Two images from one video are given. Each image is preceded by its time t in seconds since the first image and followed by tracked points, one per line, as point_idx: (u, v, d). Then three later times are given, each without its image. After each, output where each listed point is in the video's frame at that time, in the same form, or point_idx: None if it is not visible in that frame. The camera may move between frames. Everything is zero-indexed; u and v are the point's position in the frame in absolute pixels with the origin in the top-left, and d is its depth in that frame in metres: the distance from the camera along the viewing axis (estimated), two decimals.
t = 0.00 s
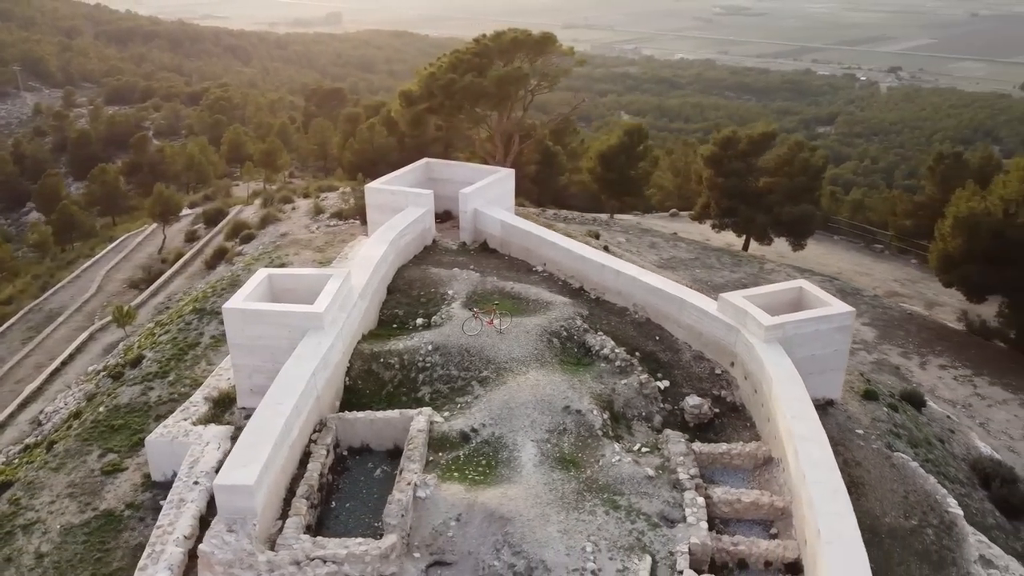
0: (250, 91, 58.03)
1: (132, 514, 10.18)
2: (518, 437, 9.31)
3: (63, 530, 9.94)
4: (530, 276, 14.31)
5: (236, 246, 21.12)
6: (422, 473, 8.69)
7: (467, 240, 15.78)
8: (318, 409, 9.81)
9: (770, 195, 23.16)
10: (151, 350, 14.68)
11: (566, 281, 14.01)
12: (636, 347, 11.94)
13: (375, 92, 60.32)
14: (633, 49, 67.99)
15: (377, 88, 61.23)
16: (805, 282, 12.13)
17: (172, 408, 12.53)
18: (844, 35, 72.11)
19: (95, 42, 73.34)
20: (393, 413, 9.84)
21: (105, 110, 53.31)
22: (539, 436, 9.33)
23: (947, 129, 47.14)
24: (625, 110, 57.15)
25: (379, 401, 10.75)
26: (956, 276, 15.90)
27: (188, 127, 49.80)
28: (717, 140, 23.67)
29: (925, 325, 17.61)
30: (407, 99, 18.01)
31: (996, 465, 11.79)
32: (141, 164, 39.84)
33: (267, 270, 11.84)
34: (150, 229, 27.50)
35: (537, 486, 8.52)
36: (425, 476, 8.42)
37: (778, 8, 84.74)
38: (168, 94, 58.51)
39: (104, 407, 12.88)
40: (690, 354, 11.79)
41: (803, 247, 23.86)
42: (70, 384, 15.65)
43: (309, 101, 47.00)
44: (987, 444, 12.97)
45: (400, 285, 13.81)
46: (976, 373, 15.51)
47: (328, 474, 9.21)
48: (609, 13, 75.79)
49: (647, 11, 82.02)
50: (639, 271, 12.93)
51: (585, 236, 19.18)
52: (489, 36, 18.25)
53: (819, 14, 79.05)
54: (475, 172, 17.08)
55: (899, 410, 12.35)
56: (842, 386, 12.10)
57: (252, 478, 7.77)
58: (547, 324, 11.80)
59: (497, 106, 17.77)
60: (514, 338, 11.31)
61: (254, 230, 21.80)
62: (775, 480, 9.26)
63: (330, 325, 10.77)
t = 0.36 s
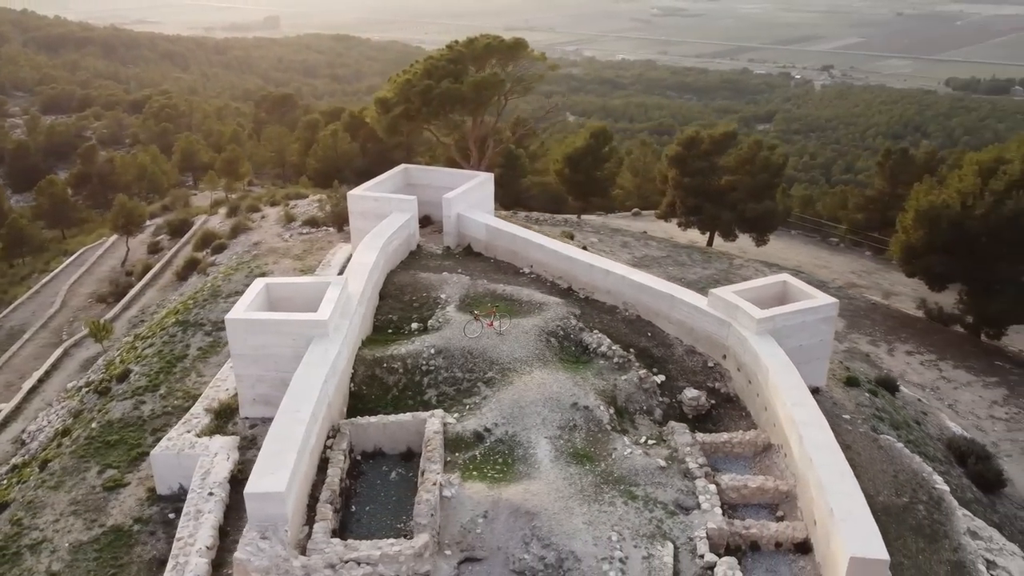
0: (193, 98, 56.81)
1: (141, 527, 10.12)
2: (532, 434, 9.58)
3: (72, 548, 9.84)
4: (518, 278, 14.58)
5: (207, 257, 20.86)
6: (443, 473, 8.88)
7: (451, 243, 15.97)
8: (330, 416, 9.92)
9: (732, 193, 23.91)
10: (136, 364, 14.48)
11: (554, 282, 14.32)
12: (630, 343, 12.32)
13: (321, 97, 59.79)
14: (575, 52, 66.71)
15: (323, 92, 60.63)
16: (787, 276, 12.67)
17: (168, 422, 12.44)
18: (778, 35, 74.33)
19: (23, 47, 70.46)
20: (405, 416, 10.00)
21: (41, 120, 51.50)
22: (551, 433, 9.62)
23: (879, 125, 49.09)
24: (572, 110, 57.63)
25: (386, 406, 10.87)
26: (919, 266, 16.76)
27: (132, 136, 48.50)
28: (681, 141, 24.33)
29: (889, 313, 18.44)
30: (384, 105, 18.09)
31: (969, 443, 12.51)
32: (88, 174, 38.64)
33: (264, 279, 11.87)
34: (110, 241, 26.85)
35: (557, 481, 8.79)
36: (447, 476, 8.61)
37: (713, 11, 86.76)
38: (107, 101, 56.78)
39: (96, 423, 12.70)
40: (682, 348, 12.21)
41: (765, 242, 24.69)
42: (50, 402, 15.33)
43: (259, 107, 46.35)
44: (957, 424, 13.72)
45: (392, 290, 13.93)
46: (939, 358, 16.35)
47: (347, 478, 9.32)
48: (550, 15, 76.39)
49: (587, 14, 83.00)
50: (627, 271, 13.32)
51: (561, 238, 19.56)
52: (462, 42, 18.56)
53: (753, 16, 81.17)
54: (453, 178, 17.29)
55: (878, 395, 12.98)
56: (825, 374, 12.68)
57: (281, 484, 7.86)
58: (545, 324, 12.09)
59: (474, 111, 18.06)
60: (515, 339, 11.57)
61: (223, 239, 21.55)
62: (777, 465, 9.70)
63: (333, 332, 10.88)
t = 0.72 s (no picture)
0: (133, 104, 55.27)
1: (153, 542, 10.04)
2: (545, 431, 9.83)
3: (84, 565, 9.72)
4: (507, 280, 14.81)
5: (178, 269, 20.55)
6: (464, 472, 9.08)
7: (435, 248, 16.13)
8: (342, 422, 10.01)
9: (696, 192, 24.59)
10: (123, 378, 14.25)
11: (543, 283, 14.60)
12: (624, 340, 12.68)
13: (265, 103, 58.96)
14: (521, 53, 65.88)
15: (267, 98, 59.74)
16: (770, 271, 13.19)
17: (165, 436, 12.32)
18: (714, 36, 76.10)
19: None
20: (417, 419, 10.16)
21: None
22: (563, 429, 9.89)
23: (815, 121, 50.79)
24: (521, 112, 57.82)
25: (393, 410, 10.99)
26: (884, 258, 17.58)
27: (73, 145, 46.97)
28: (646, 141, 24.88)
29: (854, 303, 19.23)
30: (362, 111, 18.16)
31: (944, 424, 13.21)
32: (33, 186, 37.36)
33: (262, 289, 11.87)
34: (68, 254, 26.11)
35: (575, 475, 9.06)
36: (471, 475, 8.81)
37: (651, 13, 88.30)
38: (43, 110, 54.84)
39: (89, 439, 12.49)
40: (673, 344, 12.62)
41: (729, 238, 25.41)
42: (31, 421, 14.97)
43: (207, 113, 45.52)
44: (929, 406, 14.46)
45: (383, 296, 14.03)
46: (906, 344, 17.15)
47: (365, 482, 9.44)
48: (492, 17, 76.72)
49: (529, 15, 83.38)
50: (615, 270, 13.67)
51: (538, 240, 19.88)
52: (434, 49, 18.76)
53: (693, 17, 82.65)
54: (433, 184, 17.44)
55: (857, 382, 13.61)
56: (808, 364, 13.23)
57: (311, 490, 7.96)
58: (542, 324, 12.35)
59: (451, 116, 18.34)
60: (515, 339, 11.81)
61: (193, 250, 21.24)
62: (777, 451, 10.14)
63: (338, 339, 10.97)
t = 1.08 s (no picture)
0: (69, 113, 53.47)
1: (166, 556, 9.96)
2: (557, 429, 10.10)
3: None
4: (496, 283, 15.02)
5: (149, 281, 20.16)
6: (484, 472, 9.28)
7: (420, 253, 16.25)
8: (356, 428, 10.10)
9: (661, 191, 25.18)
10: (111, 394, 13.99)
11: (532, 285, 14.85)
12: (618, 337, 13.03)
13: (207, 109, 57.58)
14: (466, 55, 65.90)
15: (209, 103, 58.31)
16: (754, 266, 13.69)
17: (164, 450, 12.17)
18: (654, 36, 77.28)
19: None
20: (430, 422, 10.31)
21: None
22: (574, 426, 10.17)
23: (754, 119, 52.11)
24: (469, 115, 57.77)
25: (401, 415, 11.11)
26: (851, 251, 18.34)
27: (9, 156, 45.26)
28: (612, 143, 25.28)
29: (821, 296, 19.98)
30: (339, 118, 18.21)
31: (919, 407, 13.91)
32: None
33: (261, 299, 11.85)
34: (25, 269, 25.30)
35: (592, 470, 9.35)
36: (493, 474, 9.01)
37: (589, 14, 89.08)
38: None
39: (83, 457, 12.26)
40: (666, 340, 13.01)
41: (694, 236, 26.07)
42: (13, 442, 14.58)
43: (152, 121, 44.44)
44: (902, 391, 15.19)
45: (375, 302, 14.10)
46: (874, 333, 17.93)
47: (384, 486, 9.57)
48: (434, 20, 76.46)
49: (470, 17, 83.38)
50: (603, 270, 14.00)
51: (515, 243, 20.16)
52: (408, 55, 18.96)
53: (631, 19, 83.78)
54: (413, 190, 17.54)
55: (836, 370, 14.22)
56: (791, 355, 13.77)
57: (342, 495, 8.07)
58: (539, 325, 12.61)
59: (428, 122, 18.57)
60: (516, 340, 12.05)
61: (163, 262, 20.86)
62: (777, 439, 10.58)
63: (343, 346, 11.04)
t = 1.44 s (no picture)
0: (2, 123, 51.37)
1: (181, 570, 9.88)
2: (568, 426, 10.36)
3: None
4: (484, 286, 15.22)
5: (120, 294, 19.73)
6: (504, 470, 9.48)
7: (406, 258, 16.35)
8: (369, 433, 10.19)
9: (627, 192, 25.72)
10: (99, 410, 13.72)
11: (521, 286, 15.09)
12: (611, 335, 13.36)
13: (147, 117, 56.09)
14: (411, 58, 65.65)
15: (148, 110, 56.72)
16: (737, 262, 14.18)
17: (163, 465, 12.02)
18: (596, 37, 78.15)
19: None
20: (442, 425, 10.46)
21: None
22: (584, 423, 10.44)
23: (698, 118, 53.25)
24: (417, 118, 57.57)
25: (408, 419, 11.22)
26: (819, 245, 19.06)
27: None
28: (580, 144, 25.56)
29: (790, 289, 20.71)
30: (317, 125, 18.21)
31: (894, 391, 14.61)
32: None
33: (261, 308, 11.83)
34: None
35: (607, 464, 9.63)
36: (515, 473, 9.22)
37: (529, 15, 89.62)
38: None
39: (78, 476, 12.01)
40: (658, 336, 13.39)
41: (660, 235, 26.68)
42: None
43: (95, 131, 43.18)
44: (876, 377, 15.92)
45: (368, 308, 14.15)
46: (843, 323, 18.69)
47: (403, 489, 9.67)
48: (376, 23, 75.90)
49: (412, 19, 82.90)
50: (592, 270, 14.31)
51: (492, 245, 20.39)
52: (382, 61, 19.21)
53: (571, 21, 84.60)
54: (395, 196, 17.64)
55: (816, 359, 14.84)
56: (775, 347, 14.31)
57: (374, 499, 8.17)
58: (536, 326, 12.87)
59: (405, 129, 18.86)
60: (517, 342, 12.28)
61: (132, 274, 20.44)
62: (775, 427, 11.03)
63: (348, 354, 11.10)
